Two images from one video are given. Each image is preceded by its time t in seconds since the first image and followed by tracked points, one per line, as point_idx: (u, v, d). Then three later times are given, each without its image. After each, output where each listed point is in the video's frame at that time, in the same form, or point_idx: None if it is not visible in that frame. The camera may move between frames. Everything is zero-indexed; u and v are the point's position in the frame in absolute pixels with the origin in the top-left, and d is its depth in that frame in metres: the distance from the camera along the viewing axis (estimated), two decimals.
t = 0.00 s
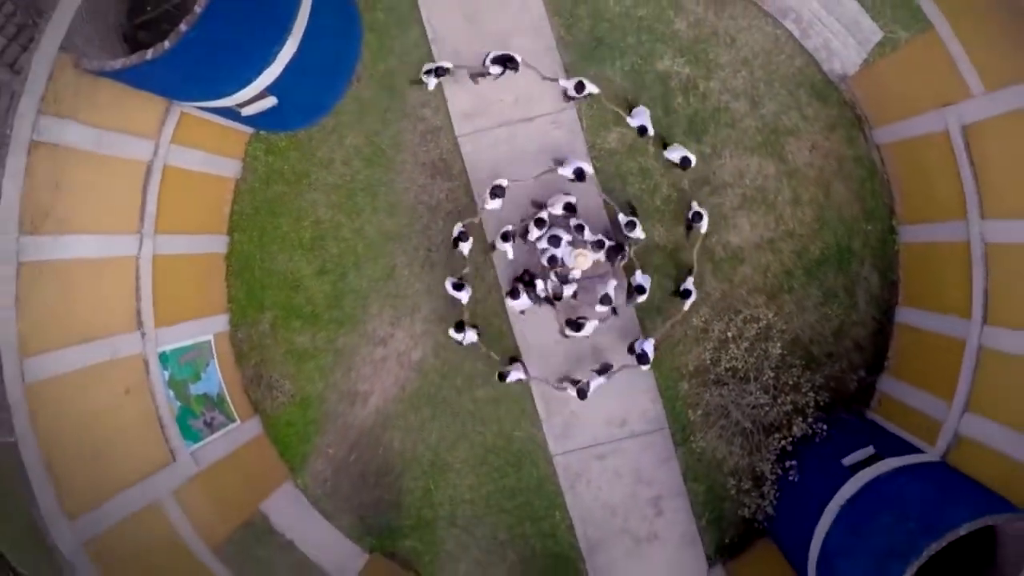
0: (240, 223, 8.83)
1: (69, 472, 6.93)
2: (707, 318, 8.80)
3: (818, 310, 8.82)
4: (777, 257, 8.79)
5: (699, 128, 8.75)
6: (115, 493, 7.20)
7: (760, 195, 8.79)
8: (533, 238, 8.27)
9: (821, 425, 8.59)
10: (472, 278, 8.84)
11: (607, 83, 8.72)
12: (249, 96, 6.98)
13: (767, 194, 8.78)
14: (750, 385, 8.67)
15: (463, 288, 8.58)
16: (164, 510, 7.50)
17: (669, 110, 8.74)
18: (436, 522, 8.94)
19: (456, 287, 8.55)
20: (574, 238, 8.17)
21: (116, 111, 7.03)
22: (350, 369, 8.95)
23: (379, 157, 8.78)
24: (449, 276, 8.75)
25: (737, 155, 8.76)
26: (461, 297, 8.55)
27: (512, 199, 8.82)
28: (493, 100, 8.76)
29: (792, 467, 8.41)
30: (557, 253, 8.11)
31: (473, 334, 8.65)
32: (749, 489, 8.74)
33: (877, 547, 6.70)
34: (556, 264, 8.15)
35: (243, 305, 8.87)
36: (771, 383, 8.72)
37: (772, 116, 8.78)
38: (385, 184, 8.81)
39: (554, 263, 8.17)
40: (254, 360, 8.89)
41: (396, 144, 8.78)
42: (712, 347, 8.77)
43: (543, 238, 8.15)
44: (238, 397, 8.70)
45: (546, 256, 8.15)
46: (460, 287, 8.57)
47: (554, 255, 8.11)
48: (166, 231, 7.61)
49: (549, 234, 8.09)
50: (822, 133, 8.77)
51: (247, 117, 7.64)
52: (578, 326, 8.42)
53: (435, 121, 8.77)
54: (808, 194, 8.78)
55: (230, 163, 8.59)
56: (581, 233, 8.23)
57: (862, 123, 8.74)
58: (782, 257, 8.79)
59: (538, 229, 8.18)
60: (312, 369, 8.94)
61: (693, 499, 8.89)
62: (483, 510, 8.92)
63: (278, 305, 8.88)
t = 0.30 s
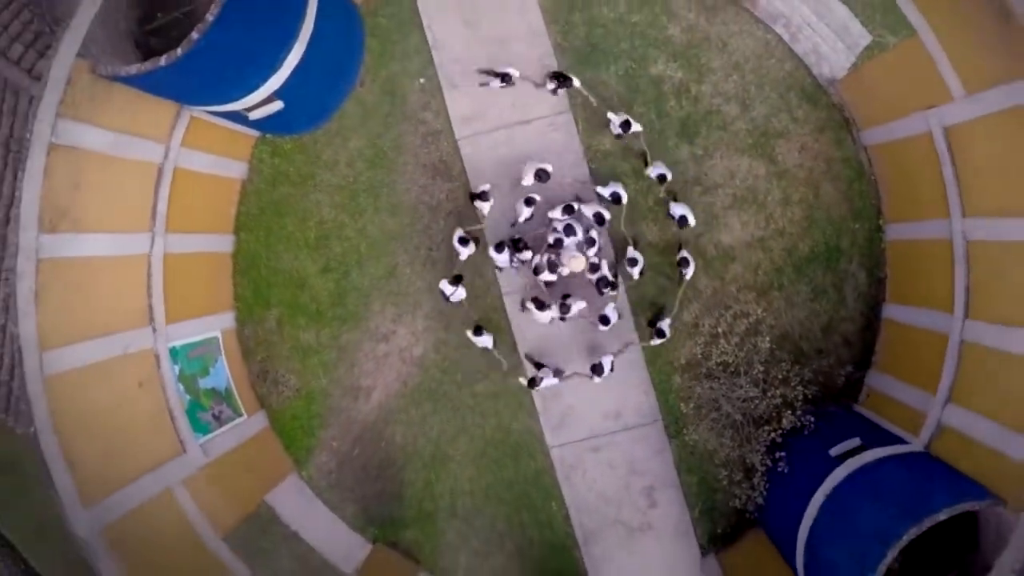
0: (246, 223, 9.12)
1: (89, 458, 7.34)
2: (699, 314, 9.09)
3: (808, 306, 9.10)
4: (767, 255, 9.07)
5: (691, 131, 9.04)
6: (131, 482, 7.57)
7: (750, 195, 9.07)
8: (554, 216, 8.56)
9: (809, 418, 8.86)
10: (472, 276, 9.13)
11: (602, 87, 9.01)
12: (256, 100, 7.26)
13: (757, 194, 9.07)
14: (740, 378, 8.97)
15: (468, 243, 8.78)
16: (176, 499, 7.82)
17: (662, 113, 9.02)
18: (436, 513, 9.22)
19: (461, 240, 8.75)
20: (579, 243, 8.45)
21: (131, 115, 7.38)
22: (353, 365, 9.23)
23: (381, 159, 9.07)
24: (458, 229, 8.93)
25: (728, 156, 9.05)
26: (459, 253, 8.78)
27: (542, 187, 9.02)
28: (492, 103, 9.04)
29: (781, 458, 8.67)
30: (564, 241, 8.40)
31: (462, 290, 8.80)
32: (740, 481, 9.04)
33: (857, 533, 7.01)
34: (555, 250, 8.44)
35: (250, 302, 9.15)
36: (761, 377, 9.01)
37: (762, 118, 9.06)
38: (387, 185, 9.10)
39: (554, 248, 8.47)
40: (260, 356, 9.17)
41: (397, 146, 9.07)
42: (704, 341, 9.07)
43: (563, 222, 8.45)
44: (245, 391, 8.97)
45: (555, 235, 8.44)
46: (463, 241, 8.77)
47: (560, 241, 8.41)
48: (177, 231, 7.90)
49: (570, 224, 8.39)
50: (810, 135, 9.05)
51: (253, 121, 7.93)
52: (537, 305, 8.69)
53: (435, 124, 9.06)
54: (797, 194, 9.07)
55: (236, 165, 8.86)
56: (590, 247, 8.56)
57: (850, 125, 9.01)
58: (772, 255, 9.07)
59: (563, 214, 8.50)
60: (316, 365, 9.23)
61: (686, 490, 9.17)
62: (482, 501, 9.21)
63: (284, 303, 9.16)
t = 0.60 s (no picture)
0: (253, 223, 9.41)
1: (103, 450, 7.61)
2: (692, 311, 9.37)
3: (797, 303, 9.38)
4: (757, 253, 9.35)
5: (683, 133, 9.31)
6: (144, 473, 7.85)
7: (741, 195, 9.35)
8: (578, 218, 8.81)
9: (798, 411, 9.15)
10: (471, 274, 9.41)
11: (597, 91, 9.29)
12: (263, 105, 7.54)
13: (747, 194, 9.34)
14: (731, 373, 9.26)
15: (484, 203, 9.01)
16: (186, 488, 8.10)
17: (656, 115, 9.30)
18: (437, 504, 9.50)
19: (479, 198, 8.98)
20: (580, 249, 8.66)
21: (144, 119, 7.64)
22: (356, 360, 9.52)
23: (384, 161, 9.36)
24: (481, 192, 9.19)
25: (719, 157, 9.33)
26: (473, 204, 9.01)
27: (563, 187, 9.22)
28: (490, 107, 9.33)
29: (771, 450, 8.95)
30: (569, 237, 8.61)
31: (462, 248, 9.04)
32: (732, 472, 9.31)
33: (842, 519, 7.28)
34: (558, 240, 8.72)
35: (256, 300, 9.44)
36: (751, 371, 9.30)
37: (753, 120, 9.33)
38: (389, 186, 9.39)
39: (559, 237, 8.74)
40: (267, 352, 9.46)
41: (399, 148, 9.36)
42: (696, 337, 9.36)
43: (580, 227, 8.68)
44: (251, 385, 9.27)
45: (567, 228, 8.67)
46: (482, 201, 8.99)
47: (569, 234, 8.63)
48: (186, 231, 8.21)
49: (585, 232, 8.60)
50: (800, 137, 9.32)
51: (259, 125, 8.20)
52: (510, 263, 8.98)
53: (436, 127, 9.35)
54: (786, 194, 9.34)
55: (244, 167, 9.16)
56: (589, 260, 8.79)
57: (839, 127, 9.27)
58: (763, 253, 9.35)
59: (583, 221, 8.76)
60: (321, 360, 9.51)
61: (679, 482, 9.45)
62: (481, 493, 9.50)
63: (289, 300, 9.45)
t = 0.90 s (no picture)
0: (259, 224, 9.70)
1: (117, 442, 7.90)
2: (685, 308, 9.66)
3: (787, 301, 9.66)
4: (749, 253, 9.63)
5: (677, 136, 9.59)
6: (154, 465, 8.12)
7: (733, 196, 9.63)
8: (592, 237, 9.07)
9: (788, 406, 9.44)
10: (470, 272, 9.70)
11: (592, 94, 9.58)
12: (270, 110, 7.81)
13: (739, 195, 9.63)
14: (723, 369, 9.55)
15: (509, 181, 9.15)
16: (196, 481, 8.35)
17: (650, 119, 9.58)
18: (438, 496, 9.79)
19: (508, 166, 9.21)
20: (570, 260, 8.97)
21: (153, 124, 7.93)
22: (359, 357, 9.80)
23: (386, 163, 9.65)
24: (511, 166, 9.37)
25: (711, 160, 9.61)
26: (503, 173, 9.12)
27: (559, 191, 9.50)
28: (489, 110, 9.61)
29: (762, 444, 9.23)
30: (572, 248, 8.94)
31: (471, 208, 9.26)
32: (724, 465, 9.59)
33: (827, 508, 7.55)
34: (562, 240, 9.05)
35: (262, 298, 9.73)
36: (742, 367, 9.59)
37: (744, 123, 9.61)
38: (391, 187, 9.68)
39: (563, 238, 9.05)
40: (272, 349, 9.75)
41: (401, 151, 9.65)
42: (688, 335, 9.64)
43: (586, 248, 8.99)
44: (257, 381, 9.56)
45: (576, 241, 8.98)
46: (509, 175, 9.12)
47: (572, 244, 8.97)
48: (194, 232, 8.51)
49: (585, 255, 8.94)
50: (790, 139, 9.61)
51: (266, 129, 8.48)
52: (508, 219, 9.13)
53: (436, 130, 9.64)
54: (777, 195, 9.62)
55: (249, 170, 9.44)
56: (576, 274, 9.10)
57: (828, 130, 9.55)
58: (754, 253, 9.63)
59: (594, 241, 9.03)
60: (326, 356, 9.80)
61: (673, 474, 9.74)
62: (481, 486, 9.79)
63: (294, 299, 9.74)
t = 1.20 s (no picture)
0: (265, 225, 9.98)
1: (129, 436, 8.20)
2: (679, 306, 9.95)
3: (778, 299, 9.96)
4: (741, 252, 9.93)
5: (671, 139, 9.88)
6: (164, 457, 8.42)
7: (725, 197, 9.92)
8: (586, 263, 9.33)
9: (779, 401, 9.74)
10: (471, 271, 9.99)
11: (589, 99, 9.86)
12: (278, 115, 8.09)
13: (731, 196, 9.92)
14: (716, 364, 9.87)
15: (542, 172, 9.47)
16: (205, 473, 8.67)
17: (645, 123, 9.87)
18: (440, 489, 10.09)
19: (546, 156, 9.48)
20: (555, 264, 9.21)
21: (165, 129, 8.19)
22: (363, 354, 10.09)
23: (389, 166, 9.95)
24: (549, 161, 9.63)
25: (705, 162, 9.90)
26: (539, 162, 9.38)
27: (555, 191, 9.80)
28: (488, 114, 9.90)
29: (753, 438, 9.53)
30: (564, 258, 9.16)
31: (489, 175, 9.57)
32: (716, 458, 9.92)
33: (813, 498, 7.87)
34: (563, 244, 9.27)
35: (268, 297, 10.02)
36: (734, 363, 9.90)
37: (736, 126, 9.90)
38: (393, 189, 9.98)
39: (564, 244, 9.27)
40: (278, 346, 10.05)
41: (403, 154, 9.93)
42: (682, 332, 9.95)
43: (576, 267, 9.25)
44: (264, 377, 9.86)
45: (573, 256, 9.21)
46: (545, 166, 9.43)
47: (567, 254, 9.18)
48: (204, 233, 8.81)
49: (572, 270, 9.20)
50: (781, 142, 9.90)
51: (273, 132, 8.76)
52: (536, 196, 9.40)
53: (438, 134, 9.93)
54: (768, 196, 9.91)
55: (256, 172, 9.70)
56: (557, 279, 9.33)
57: (818, 133, 9.85)
58: (746, 252, 9.93)
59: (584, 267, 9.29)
60: (331, 353, 10.10)
61: (668, 468, 10.04)
62: (481, 479, 10.09)
63: (300, 297, 10.04)
